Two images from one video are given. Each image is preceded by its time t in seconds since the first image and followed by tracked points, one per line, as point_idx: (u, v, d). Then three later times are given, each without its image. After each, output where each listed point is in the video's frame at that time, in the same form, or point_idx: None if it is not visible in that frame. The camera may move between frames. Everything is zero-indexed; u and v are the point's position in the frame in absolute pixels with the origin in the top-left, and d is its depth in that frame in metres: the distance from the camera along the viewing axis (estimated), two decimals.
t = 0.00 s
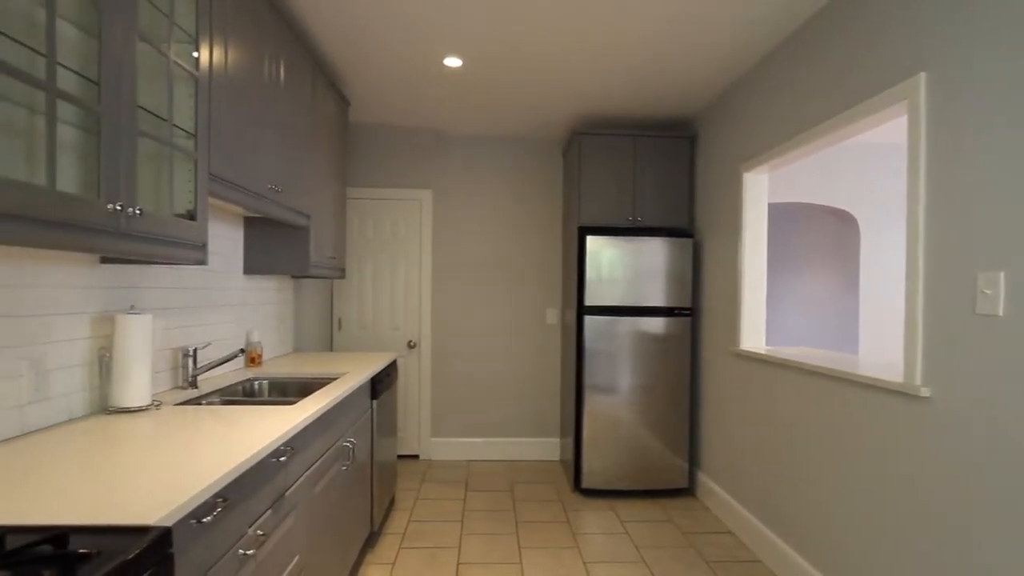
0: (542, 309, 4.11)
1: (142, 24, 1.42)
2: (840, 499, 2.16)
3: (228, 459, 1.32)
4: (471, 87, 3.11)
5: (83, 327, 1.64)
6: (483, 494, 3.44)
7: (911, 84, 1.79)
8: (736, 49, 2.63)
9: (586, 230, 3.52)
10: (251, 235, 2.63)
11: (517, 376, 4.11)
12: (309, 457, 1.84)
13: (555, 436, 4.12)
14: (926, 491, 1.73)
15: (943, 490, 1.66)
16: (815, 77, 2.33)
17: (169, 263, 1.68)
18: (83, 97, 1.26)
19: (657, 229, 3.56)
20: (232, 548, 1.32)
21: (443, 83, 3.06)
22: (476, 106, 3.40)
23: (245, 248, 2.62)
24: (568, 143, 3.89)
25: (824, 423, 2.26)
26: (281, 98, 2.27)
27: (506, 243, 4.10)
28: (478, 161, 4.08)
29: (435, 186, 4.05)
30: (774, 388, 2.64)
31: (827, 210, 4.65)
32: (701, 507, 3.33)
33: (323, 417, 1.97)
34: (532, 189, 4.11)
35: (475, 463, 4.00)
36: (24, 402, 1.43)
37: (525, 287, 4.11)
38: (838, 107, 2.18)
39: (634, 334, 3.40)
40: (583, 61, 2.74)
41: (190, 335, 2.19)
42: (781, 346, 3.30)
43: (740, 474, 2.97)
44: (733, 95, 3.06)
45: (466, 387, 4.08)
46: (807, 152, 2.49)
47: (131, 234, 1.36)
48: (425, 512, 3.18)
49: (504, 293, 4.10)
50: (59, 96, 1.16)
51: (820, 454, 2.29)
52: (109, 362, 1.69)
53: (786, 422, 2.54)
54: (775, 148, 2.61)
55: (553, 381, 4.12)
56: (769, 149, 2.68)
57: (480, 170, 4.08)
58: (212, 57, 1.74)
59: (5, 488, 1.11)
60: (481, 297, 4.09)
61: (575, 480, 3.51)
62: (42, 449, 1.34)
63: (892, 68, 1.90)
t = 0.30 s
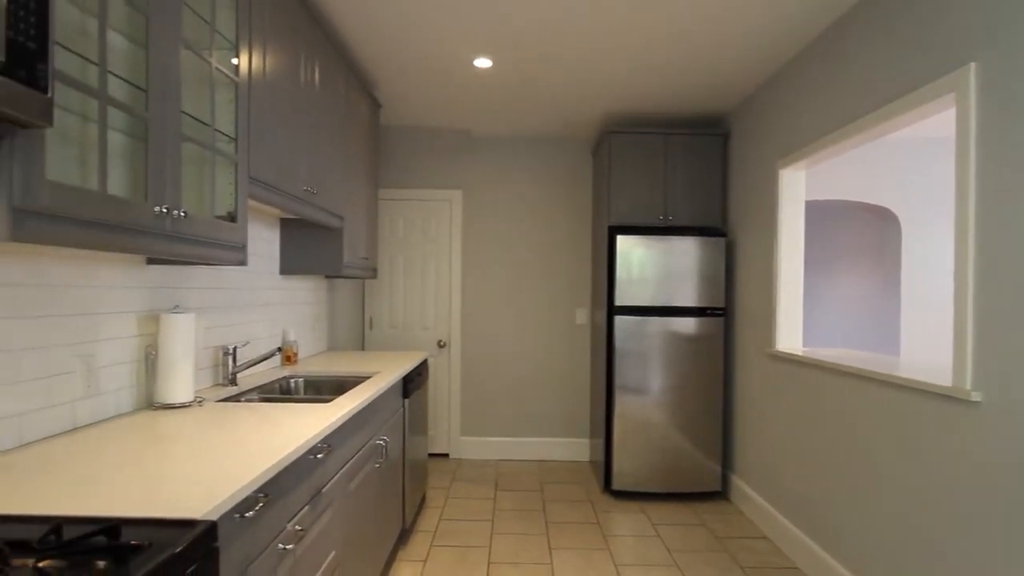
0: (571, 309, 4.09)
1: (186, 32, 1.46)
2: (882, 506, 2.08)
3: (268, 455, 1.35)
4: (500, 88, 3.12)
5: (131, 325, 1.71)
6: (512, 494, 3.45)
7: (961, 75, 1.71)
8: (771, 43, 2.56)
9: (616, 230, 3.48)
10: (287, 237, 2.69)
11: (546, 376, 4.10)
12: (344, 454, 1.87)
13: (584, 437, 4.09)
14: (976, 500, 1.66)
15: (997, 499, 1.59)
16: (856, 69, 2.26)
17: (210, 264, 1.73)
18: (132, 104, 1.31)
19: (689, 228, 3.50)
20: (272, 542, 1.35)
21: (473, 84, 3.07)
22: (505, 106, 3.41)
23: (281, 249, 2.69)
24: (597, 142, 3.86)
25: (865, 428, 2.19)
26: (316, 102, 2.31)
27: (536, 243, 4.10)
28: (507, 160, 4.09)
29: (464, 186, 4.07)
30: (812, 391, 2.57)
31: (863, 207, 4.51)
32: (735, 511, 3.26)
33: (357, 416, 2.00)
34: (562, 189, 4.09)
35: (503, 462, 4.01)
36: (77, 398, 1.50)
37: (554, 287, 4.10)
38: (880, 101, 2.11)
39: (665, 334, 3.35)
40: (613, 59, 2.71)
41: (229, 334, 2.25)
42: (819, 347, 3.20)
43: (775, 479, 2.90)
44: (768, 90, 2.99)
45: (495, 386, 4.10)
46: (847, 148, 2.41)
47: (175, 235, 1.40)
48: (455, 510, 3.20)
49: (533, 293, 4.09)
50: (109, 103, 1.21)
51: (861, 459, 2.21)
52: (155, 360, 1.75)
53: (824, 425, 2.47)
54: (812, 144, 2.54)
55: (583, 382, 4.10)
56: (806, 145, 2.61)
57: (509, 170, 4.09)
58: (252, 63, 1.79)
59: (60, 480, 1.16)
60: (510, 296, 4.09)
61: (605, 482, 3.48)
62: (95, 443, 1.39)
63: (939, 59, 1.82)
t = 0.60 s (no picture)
0: (601, 310, 4.06)
1: (227, 41, 1.51)
2: (930, 514, 2.00)
3: (307, 452, 1.37)
4: (529, 89, 3.12)
5: (175, 325, 1.76)
6: (542, 495, 3.43)
7: (1014, 64, 1.63)
8: (808, 37, 2.49)
9: (646, 229, 3.44)
10: (321, 239, 2.74)
11: (576, 377, 4.07)
12: (379, 453, 1.89)
13: (614, 439, 4.05)
14: None
15: None
16: (898, 61, 2.18)
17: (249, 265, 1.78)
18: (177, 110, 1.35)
19: (722, 226, 3.43)
20: (311, 538, 1.37)
21: (502, 86, 3.08)
22: (534, 107, 3.40)
23: (316, 251, 2.74)
24: (627, 141, 3.82)
25: (911, 432, 2.10)
26: (349, 105, 2.35)
27: (565, 244, 4.08)
28: (536, 161, 4.08)
29: (493, 188, 4.08)
30: (853, 393, 2.49)
31: (907, 204, 4.34)
32: (771, 516, 3.18)
33: (391, 415, 2.02)
34: (591, 189, 4.07)
35: (533, 464, 4.00)
36: (125, 395, 1.55)
37: (583, 287, 4.07)
38: (925, 93, 2.03)
39: (697, 335, 3.29)
40: (643, 58, 2.68)
41: (267, 334, 2.30)
42: (859, 348, 3.10)
43: (813, 484, 2.82)
44: (804, 84, 2.91)
45: (524, 387, 4.09)
46: (889, 143, 2.33)
47: (217, 237, 1.44)
48: (485, 510, 3.21)
49: (562, 293, 4.08)
50: (155, 110, 1.25)
51: (907, 464, 2.13)
52: (197, 359, 1.81)
53: (866, 429, 2.39)
54: (852, 139, 2.46)
55: (613, 383, 4.06)
56: (845, 140, 2.53)
57: (538, 171, 4.08)
58: (288, 69, 1.83)
59: (110, 474, 1.20)
60: (539, 297, 4.08)
61: (636, 484, 3.44)
62: (142, 439, 1.44)
63: (989, 48, 1.74)
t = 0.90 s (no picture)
0: (632, 311, 4.02)
1: (267, 49, 1.55)
2: (983, 525, 1.91)
3: (345, 452, 1.40)
4: (558, 90, 3.11)
5: (217, 326, 1.81)
6: (573, 498, 3.41)
7: None
8: (847, 30, 2.42)
9: (678, 229, 3.39)
10: (354, 242, 2.78)
11: (606, 379, 4.04)
12: (413, 453, 1.90)
13: (646, 442, 4.00)
14: None
15: None
16: (944, 52, 2.09)
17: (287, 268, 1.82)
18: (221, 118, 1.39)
19: (757, 226, 3.35)
20: (349, 537, 1.39)
21: (532, 88, 3.08)
22: (563, 108, 3.39)
23: (349, 254, 2.78)
24: (658, 140, 3.77)
25: (961, 439, 2.01)
26: (382, 109, 2.38)
27: (594, 244, 4.05)
28: (565, 162, 4.07)
29: (522, 189, 4.09)
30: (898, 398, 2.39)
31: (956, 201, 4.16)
32: (810, 524, 3.09)
33: (424, 416, 2.04)
34: (621, 189, 4.03)
35: (563, 466, 3.98)
36: (171, 394, 1.60)
37: (614, 288, 4.03)
38: (973, 85, 1.94)
39: (731, 337, 3.23)
40: (674, 56, 2.64)
41: (303, 335, 2.35)
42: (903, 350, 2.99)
43: (854, 492, 2.72)
44: (843, 79, 2.82)
45: (554, 389, 4.08)
46: (935, 137, 2.24)
47: (258, 241, 1.48)
48: (515, 512, 3.21)
49: (592, 294, 4.05)
50: (201, 118, 1.29)
51: (956, 472, 2.04)
52: (238, 360, 1.86)
53: (911, 435, 2.29)
54: (895, 135, 2.37)
55: (644, 385, 4.01)
56: (887, 136, 2.44)
57: (567, 172, 4.07)
58: (324, 75, 1.87)
59: (159, 471, 1.24)
60: (568, 298, 4.07)
61: (669, 488, 3.39)
62: (187, 437, 1.49)
63: None
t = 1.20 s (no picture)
0: (664, 313, 3.96)
1: (305, 58, 1.58)
2: None
3: (382, 452, 1.42)
4: (588, 91, 3.09)
5: (258, 328, 1.86)
6: (604, 501, 3.38)
7: None
8: (890, 23, 2.34)
9: (713, 229, 3.32)
10: (387, 244, 2.82)
11: (637, 381, 3.99)
12: (446, 455, 1.92)
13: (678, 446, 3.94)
14: None
15: None
16: (996, 43, 2.00)
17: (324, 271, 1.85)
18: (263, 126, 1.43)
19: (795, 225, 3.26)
20: (386, 537, 1.41)
21: (562, 89, 3.07)
22: (593, 108, 3.37)
23: (382, 256, 2.82)
24: (691, 138, 3.71)
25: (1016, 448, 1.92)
26: (415, 113, 2.41)
27: (625, 245, 4.01)
28: (595, 162, 4.04)
29: (552, 190, 4.08)
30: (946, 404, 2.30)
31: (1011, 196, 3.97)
32: (851, 534, 2.99)
33: (457, 417, 2.05)
34: (652, 188, 3.98)
35: (593, 469, 3.95)
36: (215, 394, 1.66)
37: (645, 290, 3.98)
38: None
39: (768, 339, 3.15)
40: (708, 54, 2.60)
41: (338, 337, 2.40)
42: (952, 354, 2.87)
43: (898, 501, 2.62)
44: (886, 72, 2.72)
45: (584, 390, 4.05)
46: (986, 132, 2.14)
47: (297, 245, 1.51)
48: (546, 514, 3.20)
49: (623, 296, 4.01)
50: (244, 126, 1.33)
51: (1010, 484, 1.94)
52: (277, 361, 1.90)
53: (961, 444, 2.19)
54: (942, 130, 2.28)
55: (676, 388, 3.94)
56: (933, 131, 2.35)
57: (598, 172, 4.04)
58: (360, 81, 1.90)
59: (205, 469, 1.28)
60: (599, 300, 4.04)
61: (703, 494, 3.33)
62: (230, 437, 1.53)
63: None
